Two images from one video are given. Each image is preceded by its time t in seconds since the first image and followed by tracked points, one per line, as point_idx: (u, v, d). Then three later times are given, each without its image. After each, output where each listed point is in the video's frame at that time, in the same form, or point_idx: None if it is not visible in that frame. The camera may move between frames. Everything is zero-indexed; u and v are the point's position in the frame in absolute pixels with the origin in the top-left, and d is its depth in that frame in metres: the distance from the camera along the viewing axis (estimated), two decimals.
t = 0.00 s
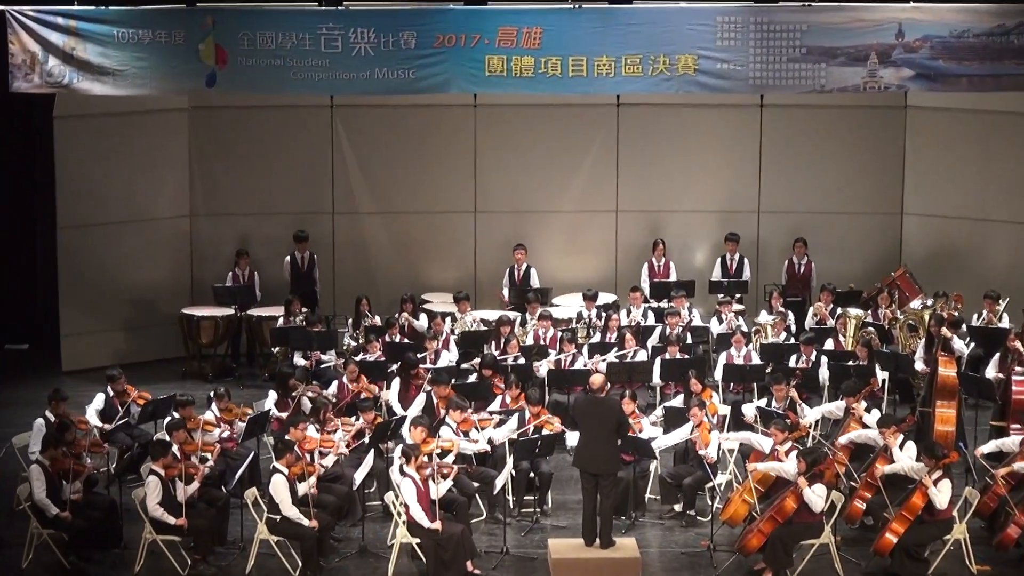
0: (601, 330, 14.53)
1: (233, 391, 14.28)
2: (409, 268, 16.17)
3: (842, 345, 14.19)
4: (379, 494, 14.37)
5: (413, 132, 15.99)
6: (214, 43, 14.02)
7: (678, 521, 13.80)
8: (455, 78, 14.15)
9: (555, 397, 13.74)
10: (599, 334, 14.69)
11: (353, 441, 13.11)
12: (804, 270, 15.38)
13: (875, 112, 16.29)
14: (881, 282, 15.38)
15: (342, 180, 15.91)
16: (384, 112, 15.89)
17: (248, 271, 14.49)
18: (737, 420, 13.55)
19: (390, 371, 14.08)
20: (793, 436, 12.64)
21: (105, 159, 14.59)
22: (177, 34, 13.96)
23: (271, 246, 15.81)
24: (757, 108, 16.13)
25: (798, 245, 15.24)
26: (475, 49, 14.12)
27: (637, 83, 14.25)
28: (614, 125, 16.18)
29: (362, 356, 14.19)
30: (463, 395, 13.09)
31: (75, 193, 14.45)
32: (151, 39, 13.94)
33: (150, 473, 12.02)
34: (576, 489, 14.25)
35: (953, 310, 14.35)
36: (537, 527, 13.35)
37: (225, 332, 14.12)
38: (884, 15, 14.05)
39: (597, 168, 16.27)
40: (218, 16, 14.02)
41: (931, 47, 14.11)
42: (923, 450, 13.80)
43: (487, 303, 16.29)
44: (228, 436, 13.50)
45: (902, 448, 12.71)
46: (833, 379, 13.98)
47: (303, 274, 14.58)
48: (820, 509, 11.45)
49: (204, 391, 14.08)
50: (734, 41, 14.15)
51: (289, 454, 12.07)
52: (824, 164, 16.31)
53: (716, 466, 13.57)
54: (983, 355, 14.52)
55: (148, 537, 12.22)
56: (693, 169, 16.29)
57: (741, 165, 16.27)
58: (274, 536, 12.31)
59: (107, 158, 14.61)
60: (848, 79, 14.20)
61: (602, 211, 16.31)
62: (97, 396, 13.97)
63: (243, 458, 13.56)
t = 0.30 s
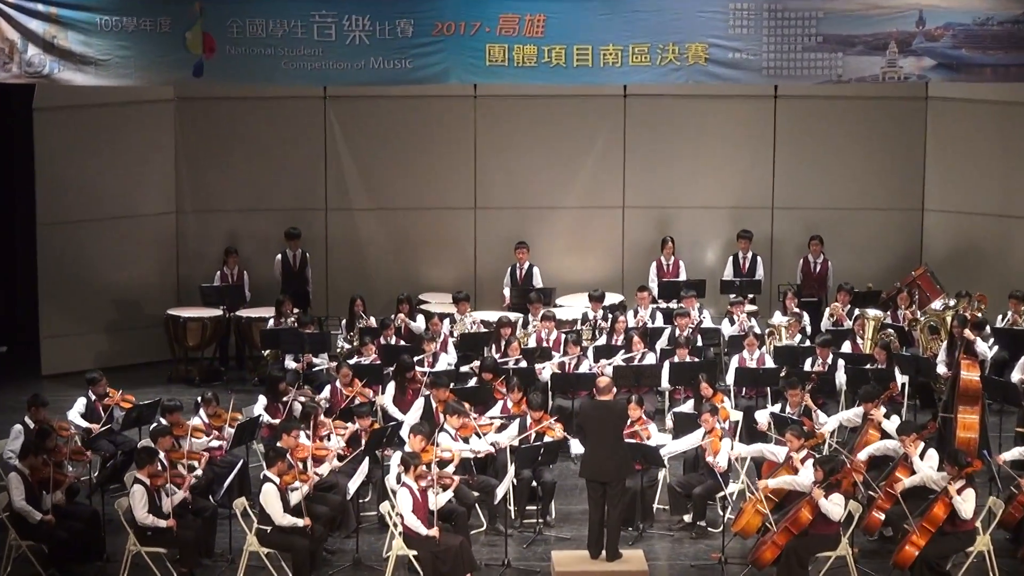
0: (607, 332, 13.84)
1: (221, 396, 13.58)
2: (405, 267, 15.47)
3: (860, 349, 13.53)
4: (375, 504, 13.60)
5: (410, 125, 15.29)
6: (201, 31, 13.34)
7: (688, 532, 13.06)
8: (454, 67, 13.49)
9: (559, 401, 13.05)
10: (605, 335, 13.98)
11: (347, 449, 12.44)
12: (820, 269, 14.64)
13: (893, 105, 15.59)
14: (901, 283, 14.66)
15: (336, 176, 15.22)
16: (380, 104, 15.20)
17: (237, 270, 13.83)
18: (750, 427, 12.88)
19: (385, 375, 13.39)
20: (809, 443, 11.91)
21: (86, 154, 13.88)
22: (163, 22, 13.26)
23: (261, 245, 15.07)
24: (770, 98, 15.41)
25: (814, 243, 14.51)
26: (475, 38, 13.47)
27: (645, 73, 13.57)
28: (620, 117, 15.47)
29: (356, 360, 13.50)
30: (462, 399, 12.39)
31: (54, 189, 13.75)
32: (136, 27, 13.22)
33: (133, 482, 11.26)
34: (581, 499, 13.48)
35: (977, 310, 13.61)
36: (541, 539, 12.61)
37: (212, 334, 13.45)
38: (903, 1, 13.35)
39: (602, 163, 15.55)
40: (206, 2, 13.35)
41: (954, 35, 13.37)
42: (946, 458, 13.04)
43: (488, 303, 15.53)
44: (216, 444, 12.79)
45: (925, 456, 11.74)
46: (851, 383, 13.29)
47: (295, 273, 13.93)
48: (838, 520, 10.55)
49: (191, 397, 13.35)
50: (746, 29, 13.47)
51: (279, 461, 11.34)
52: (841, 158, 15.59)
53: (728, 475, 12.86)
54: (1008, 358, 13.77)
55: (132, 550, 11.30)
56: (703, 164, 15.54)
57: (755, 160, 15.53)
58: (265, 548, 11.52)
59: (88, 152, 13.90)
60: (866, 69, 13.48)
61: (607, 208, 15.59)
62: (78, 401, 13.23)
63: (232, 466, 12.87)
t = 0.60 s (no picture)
0: (614, 334, 13.12)
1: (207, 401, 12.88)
2: (398, 266, 14.47)
3: (880, 352, 12.89)
4: (370, 515, 12.80)
5: (402, 116, 14.29)
6: (187, 18, 12.68)
7: (699, 544, 12.23)
8: (452, 56, 12.86)
9: (562, 406, 12.40)
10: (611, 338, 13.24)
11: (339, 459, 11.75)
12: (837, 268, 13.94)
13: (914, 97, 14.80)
14: (921, 282, 13.95)
15: (323, 169, 14.25)
16: (370, 94, 14.22)
17: (225, 269, 13.17)
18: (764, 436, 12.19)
19: (380, 379, 12.71)
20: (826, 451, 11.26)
21: (63, 148, 13.13)
22: (147, 9, 12.58)
23: (249, 242, 14.23)
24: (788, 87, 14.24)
25: (830, 241, 13.83)
26: (475, 25, 12.84)
27: (652, 62, 12.93)
28: (626, 108, 14.35)
29: (350, 363, 12.85)
30: (461, 405, 11.70)
31: (29, 184, 13.00)
32: (118, 14, 12.54)
33: (116, 491, 10.29)
34: (587, 509, 12.58)
35: (1003, 311, 12.91)
36: (544, 552, 11.72)
37: (199, 336, 12.83)
38: None
39: (607, 157, 14.43)
40: None
41: (978, 23, 12.65)
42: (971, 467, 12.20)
43: (488, 306, 14.62)
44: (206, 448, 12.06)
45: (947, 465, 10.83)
46: (869, 388, 12.66)
47: (286, 272, 13.28)
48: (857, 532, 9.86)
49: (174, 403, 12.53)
50: (759, 16, 12.82)
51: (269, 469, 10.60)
52: (869, 151, 14.34)
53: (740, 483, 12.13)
54: None
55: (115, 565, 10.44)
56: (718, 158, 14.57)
57: (773, 151, 14.35)
58: (254, 560, 10.73)
59: (66, 146, 13.15)
60: (885, 58, 12.80)
61: (615, 203, 14.50)
62: (58, 406, 12.44)
63: (219, 475, 12.10)
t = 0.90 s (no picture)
0: (618, 336, 12.49)
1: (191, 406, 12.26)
2: (394, 264, 13.86)
3: (898, 354, 12.20)
4: (363, 526, 11.98)
5: (397, 107, 13.69)
6: (171, 4, 11.97)
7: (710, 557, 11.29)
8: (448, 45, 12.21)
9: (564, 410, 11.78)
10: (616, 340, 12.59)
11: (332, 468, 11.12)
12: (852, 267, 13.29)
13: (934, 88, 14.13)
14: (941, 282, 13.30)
15: (314, 162, 13.64)
16: (364, 84, 13.62)
17: (212, 267, 12.60)
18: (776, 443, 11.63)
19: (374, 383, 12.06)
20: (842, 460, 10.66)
21: (39, 140, 12.54)
22: None
23: (236, 239, 13.62)
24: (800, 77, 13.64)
25: (846, 239, 13.23)
26: (473, 12, 12.21)
27: (658, 51, 12.30)
28: (632, 99, 13.75)
29: (342, 366, 12.21)
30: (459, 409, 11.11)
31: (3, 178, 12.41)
32: None
33: (95, 501, 9.35)
34: (592, 521, 11.74)
35: None
36: (544, 564, 10.87)
37: (183, 338, 12.19)
38: None
39: (612, 150, 13.83)
40: None
41: (1002, 9, 11.93)
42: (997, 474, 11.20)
43: (487, 305, 14.00)
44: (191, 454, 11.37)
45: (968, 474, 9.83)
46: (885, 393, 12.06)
47: (274, 270, 12.69)
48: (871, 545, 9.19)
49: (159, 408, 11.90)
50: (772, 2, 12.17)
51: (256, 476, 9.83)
52: (887, 144, 13.73)
53: (750, 493, 11.27)
54: None
55: None
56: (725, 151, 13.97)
57: (783, 144, 13.75)
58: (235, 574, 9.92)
59: (43, 140, 12.58)
60: (903, 47, 12.13)
61: (621, 198, 13.89)
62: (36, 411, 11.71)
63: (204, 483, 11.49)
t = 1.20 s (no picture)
0: (623, 338, 11.85)
1: (174, 412, 11.64)
2: (389, 263, 13.27)
3: (917, 357, 11.61)
4: (355, 539, 11.33)
5: (392, 98, 13.10)
6: None
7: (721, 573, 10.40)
8: (444, 32, 11.59)
9: (567, 416, 11.15)
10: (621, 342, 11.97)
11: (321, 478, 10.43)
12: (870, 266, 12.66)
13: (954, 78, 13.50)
14: (962, 282, 12.68)
15: (305, 156, 13.05)
16: (357, 74, 13.03)
17: (196, 266, 12.04)
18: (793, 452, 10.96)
19: (366, 387, 11.41)
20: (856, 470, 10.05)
21: (14, 132, 11.96)
22: None
23: (223, 236, 13.04)
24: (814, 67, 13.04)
25: (863, 237, 12.62)
26: None
27: (664, 39, 11.68)
28: (638, 89, 13.15)
29: (333, 370, 11.56)
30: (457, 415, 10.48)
31: None
32: None
33: (73, 512, 8.83)
34: (596, 534, 11.04)
35: None
36: None
37: (166, 340, 11.62)
38: None
39: (618, 142, 13.23)
40: None
41: None
42: None
43: (485, 305, 13.40)
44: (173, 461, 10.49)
45: (994, 485, 9.14)
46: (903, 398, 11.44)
47: (262, 270, 12.11)
48: (890, 559, 8.49)
49: (141, 413, 11.30)
50: None
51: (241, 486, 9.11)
52: (904, 137, 13.13)
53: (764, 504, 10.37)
54: None
55: None
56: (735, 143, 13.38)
57: (795, 137, 13.15)
58: None
59: (19, 133, 12.00)
60: (924, 36, 11.43)
61: (626, 193, 13.30)
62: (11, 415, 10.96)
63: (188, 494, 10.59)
